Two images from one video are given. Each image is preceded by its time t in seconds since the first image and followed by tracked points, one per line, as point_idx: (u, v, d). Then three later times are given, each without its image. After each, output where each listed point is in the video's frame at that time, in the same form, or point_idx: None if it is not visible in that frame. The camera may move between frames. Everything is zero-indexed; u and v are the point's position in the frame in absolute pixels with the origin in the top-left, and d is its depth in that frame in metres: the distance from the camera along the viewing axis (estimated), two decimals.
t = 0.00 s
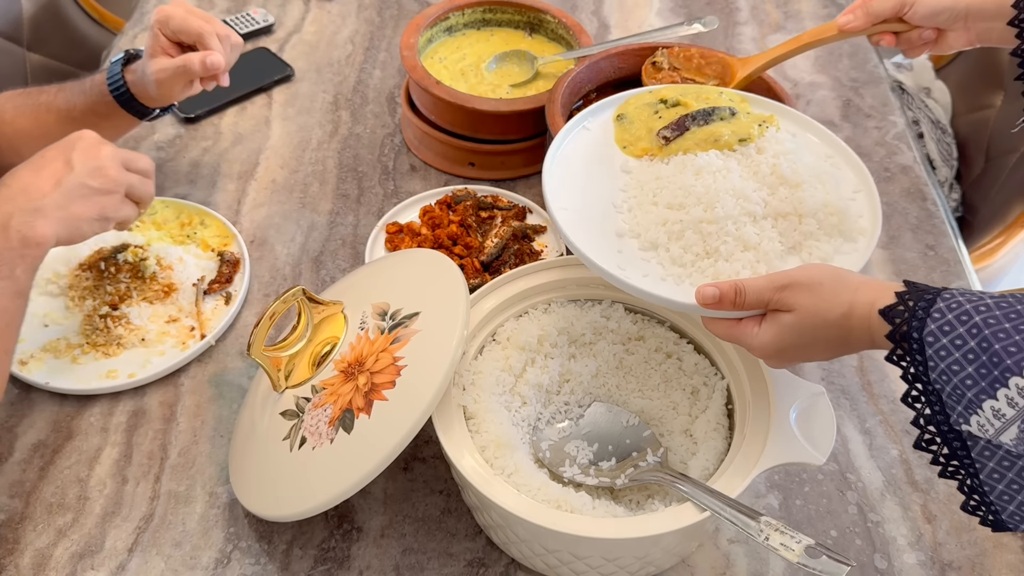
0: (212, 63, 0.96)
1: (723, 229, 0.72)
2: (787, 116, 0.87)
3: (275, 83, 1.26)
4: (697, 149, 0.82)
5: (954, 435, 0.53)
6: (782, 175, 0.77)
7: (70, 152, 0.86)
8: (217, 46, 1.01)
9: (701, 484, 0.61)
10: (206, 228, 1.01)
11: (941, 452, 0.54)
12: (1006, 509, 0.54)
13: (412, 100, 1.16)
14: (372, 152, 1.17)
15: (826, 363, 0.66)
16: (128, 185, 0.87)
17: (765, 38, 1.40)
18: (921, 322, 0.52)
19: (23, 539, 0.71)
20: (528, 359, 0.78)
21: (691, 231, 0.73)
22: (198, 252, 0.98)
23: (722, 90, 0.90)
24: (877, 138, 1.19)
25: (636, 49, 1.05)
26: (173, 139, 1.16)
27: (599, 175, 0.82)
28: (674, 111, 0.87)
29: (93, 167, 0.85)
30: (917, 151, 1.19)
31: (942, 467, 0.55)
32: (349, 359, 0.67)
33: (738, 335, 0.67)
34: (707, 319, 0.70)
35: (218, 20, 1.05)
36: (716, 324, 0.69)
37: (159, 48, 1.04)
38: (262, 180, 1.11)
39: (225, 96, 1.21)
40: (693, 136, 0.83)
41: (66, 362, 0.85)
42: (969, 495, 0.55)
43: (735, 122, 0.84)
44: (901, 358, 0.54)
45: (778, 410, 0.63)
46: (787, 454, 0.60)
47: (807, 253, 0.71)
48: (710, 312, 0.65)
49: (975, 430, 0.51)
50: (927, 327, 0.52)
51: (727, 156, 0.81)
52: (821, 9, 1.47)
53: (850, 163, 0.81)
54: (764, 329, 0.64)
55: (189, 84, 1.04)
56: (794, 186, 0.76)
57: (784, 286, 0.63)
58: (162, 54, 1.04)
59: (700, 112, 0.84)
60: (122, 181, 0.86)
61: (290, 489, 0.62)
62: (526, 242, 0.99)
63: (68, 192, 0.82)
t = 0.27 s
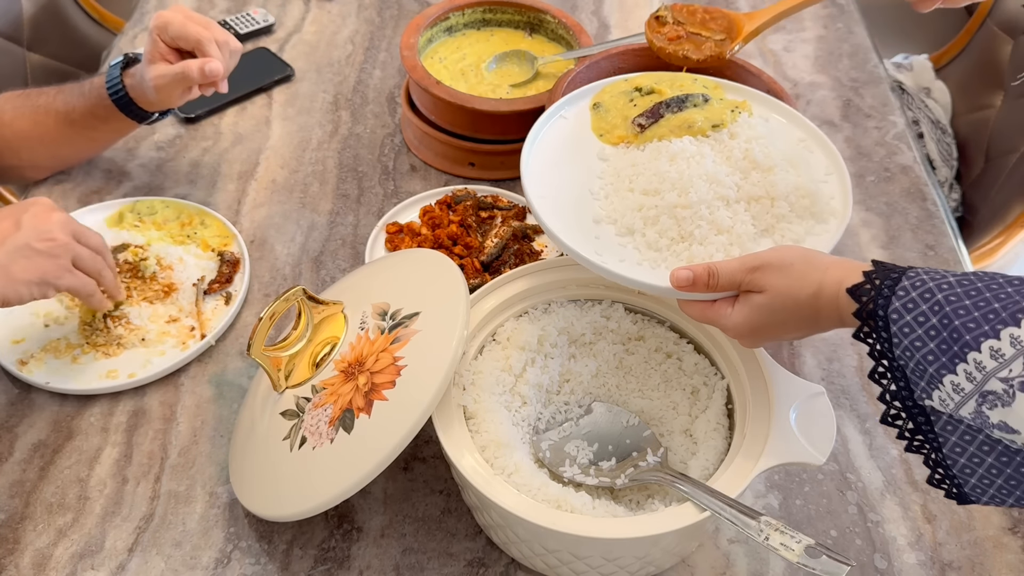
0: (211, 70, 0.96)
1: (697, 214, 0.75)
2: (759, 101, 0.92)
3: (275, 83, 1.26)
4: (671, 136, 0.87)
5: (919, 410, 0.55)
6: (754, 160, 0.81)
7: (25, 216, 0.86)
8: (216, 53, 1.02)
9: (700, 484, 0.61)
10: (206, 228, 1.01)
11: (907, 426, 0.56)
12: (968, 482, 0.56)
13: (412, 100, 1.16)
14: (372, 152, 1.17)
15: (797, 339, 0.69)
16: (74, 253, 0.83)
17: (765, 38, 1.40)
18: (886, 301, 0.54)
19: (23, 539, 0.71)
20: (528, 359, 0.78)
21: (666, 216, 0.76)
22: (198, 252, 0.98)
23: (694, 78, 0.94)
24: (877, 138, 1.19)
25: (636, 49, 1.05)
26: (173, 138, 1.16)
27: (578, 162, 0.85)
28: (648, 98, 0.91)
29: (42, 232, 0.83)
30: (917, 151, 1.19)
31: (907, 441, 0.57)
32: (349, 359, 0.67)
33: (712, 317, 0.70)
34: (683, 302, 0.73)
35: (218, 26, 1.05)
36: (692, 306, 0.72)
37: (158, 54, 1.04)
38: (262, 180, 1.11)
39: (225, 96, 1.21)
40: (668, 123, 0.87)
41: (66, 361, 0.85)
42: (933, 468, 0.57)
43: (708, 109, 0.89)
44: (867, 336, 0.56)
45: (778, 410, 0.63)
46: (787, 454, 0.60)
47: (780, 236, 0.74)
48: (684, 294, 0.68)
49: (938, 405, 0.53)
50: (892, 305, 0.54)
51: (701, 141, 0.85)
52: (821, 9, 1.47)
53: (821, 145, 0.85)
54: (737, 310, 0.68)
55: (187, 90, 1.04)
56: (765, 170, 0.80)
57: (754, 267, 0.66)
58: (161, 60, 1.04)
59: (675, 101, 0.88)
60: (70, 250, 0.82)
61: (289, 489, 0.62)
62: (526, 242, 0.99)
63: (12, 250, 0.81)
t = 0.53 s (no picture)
0: (217, 80, 0.97)
1: (683, 196, 0.76)
2: (742, 79, 0.91)
3: (275, 83, 1.26)
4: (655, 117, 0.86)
5: (903, 387, 0.56)
6: (738, 140, 0.81)
7: (81, 186, 0.86)
8: (221, 63, 1.02)
9: (700, 484, 0.61)
10: (206, 227, 1.01)
11: (892, 403, 0.58)
12: (951, 458, 0.56)
13: (412, 100, 1.16)
14: (372, 152, 1.16)
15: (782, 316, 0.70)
16: (136, 217, 0.85)
17: (765, 38, 1.40)
18: (871, 280, 0.54)
19: (23, 539, 0.71)
20: (528, 359, 0.77)
21: (652, 199, 0.76)
22: (198, 252, 0.98)
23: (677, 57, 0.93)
24: (877, 138, 1.19)
25: (636, 50, 1.05)
26: (173, 139, 1.16)
27: (564, 148, 0.84)
28: (631, 80, 0.90)
29: (101, 202, 0.84)
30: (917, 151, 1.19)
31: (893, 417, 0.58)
32: (349, 359, 0.67)
33: (700, 299, 0.71)
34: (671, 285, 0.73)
35: (223, 35, 1.06)
36: (679, 289, 0.72)
37: (163, 62, 1.04)
38: (262, 180, 1.11)
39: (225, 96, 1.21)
40: (653, 105, 0.86)
41: (66, 361, 0.85)
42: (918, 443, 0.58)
43: (692, 89, 0.88)
44: (853, 315, 0.56)
45: (778, 410, 0.63)
46: (787, 454, 0.60)
47: (766, 216, 0.75)
48: (671, 278, 0.68)
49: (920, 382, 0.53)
50: (877, 285, 0.54)
51: (686, 121, 0.84)
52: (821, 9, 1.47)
53: (804, 122, 0.85)
54: (725, 293, 0.68)
55: (191, 99, 1.04)
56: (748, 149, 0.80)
57: (742, 248, 0.66)
58: (165, 68, 1.04)
59: (658, 81, 0.87)
60: (132, 215, 0.85)
61: (289, 489, 0.62)
62: (526, 242, 0.99)
63: (74, 225, 0.82)
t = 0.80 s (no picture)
0: (218, 79, 0.97)
1: (683, 208, 0.75)
2: (742, 89, 0.91)
3: (275, 83, 1.26)
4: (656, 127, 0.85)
5: (909, 404, 0.55)
6: (739, 151, 0.81)
7: (151, 173, 0.96)
8: (222, 62, 1.02)
9: (700, 484, 0.61)
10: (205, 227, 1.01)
11: (898, 419, 0.57)
12: (958, 474, 0.56)
13: (412, 100, 1.16)
14: (372, 152, 1.17)
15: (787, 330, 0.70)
16: (198, 204, 0.94)
17: (765, 38, 1.40)
18: (877, 294, 0.54)
19: (23, 539, 0.71)
20: (528, 359, 0.77)
21: (653, 211, 0.76)
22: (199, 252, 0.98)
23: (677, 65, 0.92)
24: (876, 138, 1.19)
25: (635, 51, 1.05)
26: (173, 139, 1.16)
27: (562, 159, 0.84)
28: (631, 90, 0.89)
29: (169, 188, 0.94)
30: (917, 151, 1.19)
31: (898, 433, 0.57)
32: (349, 358, 0.67)
33: (703, 312, 0.71)
34: (673, 297, 0.73)
35: (225, 33, 1.06)
36: (681, 301, 0.72)
37: (164, 62, 1.04)
38: (262, 180, 1.11)
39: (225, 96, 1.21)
40: (653, 115, 0.85)
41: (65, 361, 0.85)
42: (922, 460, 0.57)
43: (693, 98, 0.87)
44: (858, 329, 0.56)
45: (778, 410, 0.63)
46: (786, 454, 0.60)
47: (767, 228, 0.75)
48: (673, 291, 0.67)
49: (928, 398, 0.53)
50: (883, 299, 0.54)
51: (686, 132, 0.84)
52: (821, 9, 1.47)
53: (805, 132, 0.85)
54: (728, 306, 0.68)
55: (193, 97, 1.04)
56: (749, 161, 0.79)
57: (746, 263, 0.66)
58: (167, 67, 1.04)
59: (658, 91, 0.86)
60: (195, 201, 0.93)
61: (289, 489, 0.62)
62: (526, 242, 0.99)
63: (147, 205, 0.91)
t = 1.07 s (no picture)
0: (215, 73, 0.95)
1: (679, 220, 0.75)
2: (736, 100, 0.92)
3: (275, 83, 1.26)
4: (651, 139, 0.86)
5: (910, 417, 0.55)
6: (735, 163, 0.81)
7: (155, 166, 0.98)
8: (221, 56, 1.01)
9: (701, 484, 0.61)
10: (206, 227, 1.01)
11: (898, 432, 0.56)
12: (960, 486, 0.56)
13: (412, 100, 1.16)
14: (372, 152, 1.17)
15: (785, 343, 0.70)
16: (201, 199, 0.96)
17: (764, 38, 1.40)
18: (876, 307, 0.54)
19: (23, 539, 0.71)
20: (528, 359, 0.77)
21: (649, 224, 0.76)
22: (199, 252, 0.98)
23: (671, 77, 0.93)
24: (876, 138, 1.19)
25: (635, 51, 1.05)
26: (173, 139, 1.16)
27: (558, 171, 0.84)
28: (625, 102, 0.90)
29: (173, 181, 0.95)
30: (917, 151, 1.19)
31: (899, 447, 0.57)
32: (349, 359, 0.67)
33: (701, 326, 0.71)
34: (672, 310, 0.73)
35: (224, 29, 1.05)
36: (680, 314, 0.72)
37: (162, 57, 1.04)
38: (262, 180, 1.11)
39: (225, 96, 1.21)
40: (648, 128, 0.86)
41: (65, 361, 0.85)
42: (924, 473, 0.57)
43: (687, 110, 0.88)
44: (858, 342, 0.56)
45: (778, 410, 0.63)
46: (786, 454, 0.60)
47: (763, 240, 0.75)
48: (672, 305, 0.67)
49: (929, 411, 0.53)
50: (882, 311, 0.54)
51: (682, 144, 0.85)
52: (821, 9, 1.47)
53: (800, 144, 0.86)
54: (726, 319, 0.68)
55: (192, 92, 1.04)
56: (744, 172, 0.80)
57: (744, 277, 0.66)
58: (165, 63, 1.04)
59: (652, 103, 0.87)
60: (198, 196, 0.95)
61: (289, 491, 0.62)
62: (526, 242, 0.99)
63: (151, 200, 0.92)
